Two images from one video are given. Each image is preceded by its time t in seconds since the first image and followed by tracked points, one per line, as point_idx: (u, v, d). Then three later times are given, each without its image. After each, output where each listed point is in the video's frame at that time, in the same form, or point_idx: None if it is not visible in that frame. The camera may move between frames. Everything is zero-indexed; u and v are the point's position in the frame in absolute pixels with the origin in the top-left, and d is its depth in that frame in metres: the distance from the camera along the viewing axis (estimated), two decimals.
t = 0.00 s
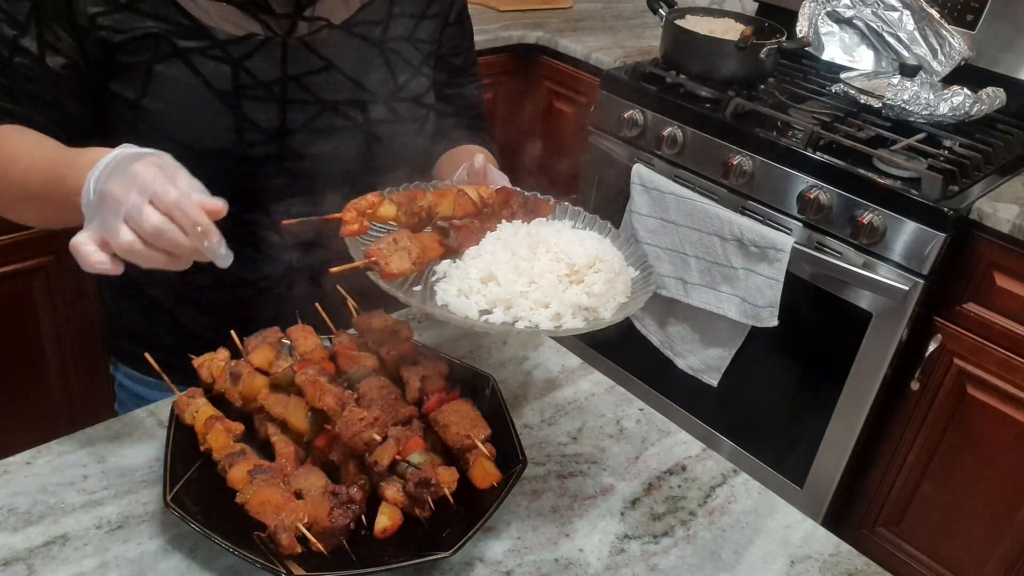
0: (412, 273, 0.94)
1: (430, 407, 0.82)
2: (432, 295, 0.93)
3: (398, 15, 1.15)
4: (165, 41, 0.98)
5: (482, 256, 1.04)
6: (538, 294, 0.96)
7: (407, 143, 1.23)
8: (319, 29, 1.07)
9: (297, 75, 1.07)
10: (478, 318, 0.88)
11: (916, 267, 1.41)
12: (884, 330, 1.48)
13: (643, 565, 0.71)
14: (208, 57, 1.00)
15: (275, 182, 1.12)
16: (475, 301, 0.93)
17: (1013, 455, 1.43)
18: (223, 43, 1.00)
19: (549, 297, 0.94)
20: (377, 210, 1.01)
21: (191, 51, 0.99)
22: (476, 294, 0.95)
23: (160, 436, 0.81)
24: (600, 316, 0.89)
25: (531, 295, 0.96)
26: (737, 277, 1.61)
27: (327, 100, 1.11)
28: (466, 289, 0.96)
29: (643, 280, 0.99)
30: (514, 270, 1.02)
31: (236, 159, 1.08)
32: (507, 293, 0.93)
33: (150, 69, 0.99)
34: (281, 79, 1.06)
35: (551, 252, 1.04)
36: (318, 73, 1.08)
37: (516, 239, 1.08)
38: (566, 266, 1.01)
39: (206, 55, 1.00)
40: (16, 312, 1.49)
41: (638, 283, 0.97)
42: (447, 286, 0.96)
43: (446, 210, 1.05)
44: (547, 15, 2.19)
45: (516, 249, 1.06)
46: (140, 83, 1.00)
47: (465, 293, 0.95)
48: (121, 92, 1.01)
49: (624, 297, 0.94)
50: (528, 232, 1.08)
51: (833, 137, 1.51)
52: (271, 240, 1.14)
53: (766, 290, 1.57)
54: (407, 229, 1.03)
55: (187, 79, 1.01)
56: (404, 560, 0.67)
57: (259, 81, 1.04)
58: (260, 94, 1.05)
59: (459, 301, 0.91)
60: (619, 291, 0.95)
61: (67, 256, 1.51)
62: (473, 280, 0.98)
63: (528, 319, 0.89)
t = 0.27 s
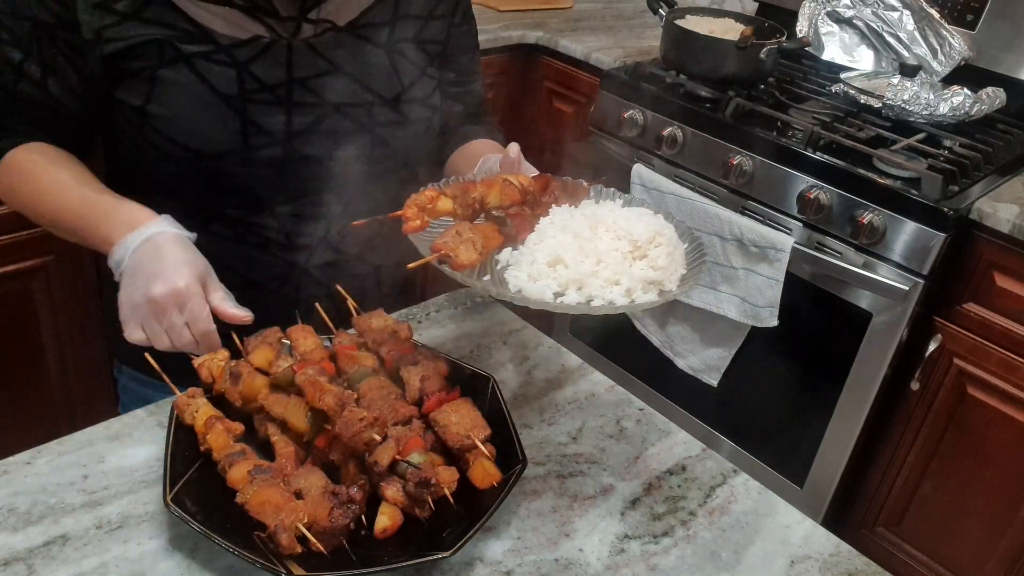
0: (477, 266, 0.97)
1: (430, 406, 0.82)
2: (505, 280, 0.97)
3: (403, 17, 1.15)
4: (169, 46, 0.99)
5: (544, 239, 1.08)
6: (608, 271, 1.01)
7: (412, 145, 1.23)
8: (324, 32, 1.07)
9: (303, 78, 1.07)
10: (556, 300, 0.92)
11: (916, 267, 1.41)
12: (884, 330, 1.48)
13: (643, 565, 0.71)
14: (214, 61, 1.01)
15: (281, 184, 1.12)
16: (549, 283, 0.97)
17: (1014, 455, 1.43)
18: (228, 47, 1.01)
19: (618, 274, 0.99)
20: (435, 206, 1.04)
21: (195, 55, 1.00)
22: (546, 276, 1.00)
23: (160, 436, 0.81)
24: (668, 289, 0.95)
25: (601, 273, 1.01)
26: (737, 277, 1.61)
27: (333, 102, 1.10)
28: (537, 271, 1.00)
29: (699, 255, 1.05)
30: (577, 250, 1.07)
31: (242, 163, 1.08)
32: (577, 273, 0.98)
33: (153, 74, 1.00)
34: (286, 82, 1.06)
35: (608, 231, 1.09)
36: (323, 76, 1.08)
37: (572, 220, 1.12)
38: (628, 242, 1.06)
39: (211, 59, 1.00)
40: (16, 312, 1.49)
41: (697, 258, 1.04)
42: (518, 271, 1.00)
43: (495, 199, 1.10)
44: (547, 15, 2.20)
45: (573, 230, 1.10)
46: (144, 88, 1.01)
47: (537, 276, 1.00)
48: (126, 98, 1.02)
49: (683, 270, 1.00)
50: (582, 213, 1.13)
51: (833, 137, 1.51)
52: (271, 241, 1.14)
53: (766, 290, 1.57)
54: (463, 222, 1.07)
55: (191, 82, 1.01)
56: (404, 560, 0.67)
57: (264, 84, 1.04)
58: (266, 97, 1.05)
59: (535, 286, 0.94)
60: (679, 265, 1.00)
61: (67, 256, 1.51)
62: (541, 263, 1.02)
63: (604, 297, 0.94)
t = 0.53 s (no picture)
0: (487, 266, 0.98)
1: (430, 406, 0.82)
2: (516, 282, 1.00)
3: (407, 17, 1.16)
4: (174, 47, 0.99)
5: (555, 240, 1.10)
6: (617, 273, 1.03)
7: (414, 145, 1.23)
8: (327, 32, 1.07)
9: (307, 78, 1.06)
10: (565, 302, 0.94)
11: (916, 267, 1.41)
12: (884, 330, 1.48)
13: (643, 565, 0.71)
14: (218, 61, 1.01)
15: (284, 185, 1.12)
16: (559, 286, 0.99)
17: (1014, 455, 1.43)
18: (231, 47, 1.01)
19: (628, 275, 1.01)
20: (446, 207, 1.04)
21: (198, 55, 1.00)
22: (556, 279, 1.02)
23: (160, 436, 0.81)
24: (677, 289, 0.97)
25: (610, 275, 1.03)
26: (737, 278, 1.61)
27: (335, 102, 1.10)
28: (548, 275, 1.03)
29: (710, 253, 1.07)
30: (587, 251, 1.09)
31: (245, 163, 1.08)
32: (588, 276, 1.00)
33: (158, 75, 1.00)
34: (289, 83, 1.05)
35: (619, 230, 1.11)
36: (325, 76, 1.08)
37: (582, 220, 1.14)
38: (638, 241, 1.07)
39: (215, 59, 1.01)
40: (15, 312, 1.49)
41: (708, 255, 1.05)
42: (528, 273, 1.02)
43: (505, 199, 1.10)
44: (547, 15, 2.20)
45: (583, 230, 1.12)
46: (149, 89, 1.01)
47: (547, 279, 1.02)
48: (131, 99, 1.02)
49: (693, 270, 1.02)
50: (593, 212, 1.15)
51: (833, 137, 1.51)
52: (272, 240, 1.14)
53: (766, 290, 1.57)
54: (472, 222, 1.07)
55: (194, 82, 1.01)
56: (404, 560, 0.67)
57: (268, 85, 1.04)
58: (269, 97, 1.05)
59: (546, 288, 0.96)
60: (689, 264, 1.02)
61: (67, 256, 1.51)
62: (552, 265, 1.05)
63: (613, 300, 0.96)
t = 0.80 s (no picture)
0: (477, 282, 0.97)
1: (430, 407, 0.82)
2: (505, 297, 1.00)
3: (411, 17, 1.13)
4: (178, 44, 0.99)
5: (544, 257, 1.10)
6: (605, 294, 1.03)
7: (416, 145, 1.23)
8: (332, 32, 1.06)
9: (311, 78, 1.05)
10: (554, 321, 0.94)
11: (916, 267, 1.41)
12: (884, 331, 1.48)
13: (643, 565, 0.71)
14: (223, 59, 1.01)
15: (285, 184, 1.12)
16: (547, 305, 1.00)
17: (1014, 455, 1.43)
18: (236, 45, 1.01)
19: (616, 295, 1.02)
20: (438, 220, 1.03)
21: (203, 53, 1.00)
22: (544, 297, 1.02)
23: (160, 436, 0.81)
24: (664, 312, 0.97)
25: (598, 296, 1.04)
26: (737, 277, 1.61)
27: (338, 101, 1.09)
28: (537, 293, 1.02)
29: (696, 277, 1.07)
30: (576, 270, 1.09)
31: (248, 162, 1.08)
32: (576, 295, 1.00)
33: (164, 71, 1.01)
34: (294, 82, 1.04)
35: (609, 250, 1.11)
36: (329, 76, 1.07)
37: (571, 238, 1.14)
38: (627, 262, 1.08)
39: (220, 57, 1.00)
40: (15, 311, 1.49)
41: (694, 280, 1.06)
42: (517, 290, 1.02)
43: (498, 213, 1.07)
44: (547, 15, 2.20)
45: (573, 249, 1.12)
46: (154, 85, 1.02)
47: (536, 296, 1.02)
48: (136, 95, 1.03)
49: (680, 292, 1.02)
50: (583, 232, 1.15)
51: (833, 137, 1.51)
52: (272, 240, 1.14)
53: (766, 290, 1.57)
54: (464, 235, 1.06)
55: (198, 81, 1.01)
56: (403, 559, 0.67)
57: (272, 84, 1.03)
58: (273, 95, 1.04)
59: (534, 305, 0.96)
60: (676, 287, 1.02)
61: (67, 256, 1.51)
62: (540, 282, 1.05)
63: (600, 321, 0.96)
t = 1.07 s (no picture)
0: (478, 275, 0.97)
1: (430, 406, 0.82)
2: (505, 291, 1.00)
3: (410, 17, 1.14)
4: (178, 42, 0.99)
5: (545, 252, 1.10)
6: (607, 286, 1.03)
7: (416, 144, 1.23)
8: (330, 31, 1.07)
9: (310, 76, 1.06)
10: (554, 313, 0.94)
11: (916, 267, 1.41)
12: (884, 331, 1.48)
13: (643, 565, 0.71)
14: (222, 56, 1.01)
15: (285, 183, 1.12)
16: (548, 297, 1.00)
17: (1014, 455, 1.43)
18: (235, 44, 1.01)
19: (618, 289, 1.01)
20: (439, 215, 1.01)
21: (203, 51, 1.00)
22: (545, 291, 1.02)
23: (159, 436, 0.81)
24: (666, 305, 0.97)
25: (599, 288, 1.03)
26: (737, 277, 1.61)
27: (337, 100, 1.09)
28: (538, 287, 1.02)
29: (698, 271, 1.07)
30: (578, 263, 1.09)
31: (247, 160, 1.08)
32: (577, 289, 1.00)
33: (163, 69, 1.01)
34: (292, 80, 1.05)
35: (610, 244, 1.11)
36: (328, 75, 1.07)
37: (572, 233, 1.14)
38: (629, 255, 1.07)
39: (219, 55, 1.00)
40: (16, 312, 1.49)
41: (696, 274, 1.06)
42: (517, 283, 1.02)
43: (497, 208, 1.08)
44: (547, 15, 2.20)
45: (574, 243, 1.12)
46: (153, 82, 1.01)
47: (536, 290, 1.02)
48: (135, 93, 1.03)
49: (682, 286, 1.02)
50: (584, 226, 1.15)
51: (833, 137, 1.51)
52: (272, 240, 1.14)
53: (766, 290, 1.57)
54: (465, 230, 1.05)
55: (198, 80, 1.01)
56: (403, 559, 0.67)
57: (271, 82, 1.04)
58: (272, 94, 1.04)
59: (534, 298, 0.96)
60: (678, 280, 1.02)
61: (67, 256, 1.51)
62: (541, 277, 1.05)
63: (601, 314, 0.96)
